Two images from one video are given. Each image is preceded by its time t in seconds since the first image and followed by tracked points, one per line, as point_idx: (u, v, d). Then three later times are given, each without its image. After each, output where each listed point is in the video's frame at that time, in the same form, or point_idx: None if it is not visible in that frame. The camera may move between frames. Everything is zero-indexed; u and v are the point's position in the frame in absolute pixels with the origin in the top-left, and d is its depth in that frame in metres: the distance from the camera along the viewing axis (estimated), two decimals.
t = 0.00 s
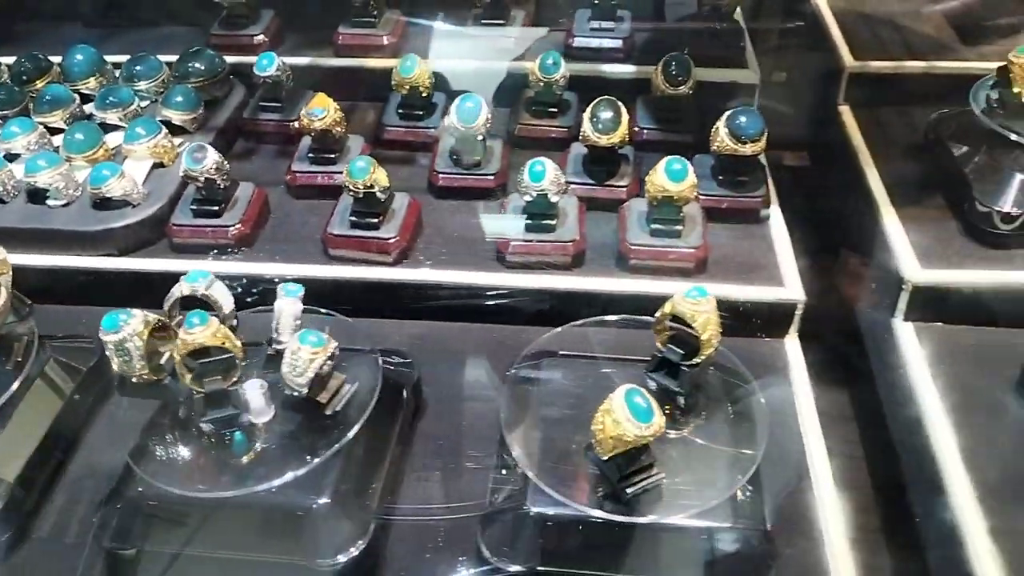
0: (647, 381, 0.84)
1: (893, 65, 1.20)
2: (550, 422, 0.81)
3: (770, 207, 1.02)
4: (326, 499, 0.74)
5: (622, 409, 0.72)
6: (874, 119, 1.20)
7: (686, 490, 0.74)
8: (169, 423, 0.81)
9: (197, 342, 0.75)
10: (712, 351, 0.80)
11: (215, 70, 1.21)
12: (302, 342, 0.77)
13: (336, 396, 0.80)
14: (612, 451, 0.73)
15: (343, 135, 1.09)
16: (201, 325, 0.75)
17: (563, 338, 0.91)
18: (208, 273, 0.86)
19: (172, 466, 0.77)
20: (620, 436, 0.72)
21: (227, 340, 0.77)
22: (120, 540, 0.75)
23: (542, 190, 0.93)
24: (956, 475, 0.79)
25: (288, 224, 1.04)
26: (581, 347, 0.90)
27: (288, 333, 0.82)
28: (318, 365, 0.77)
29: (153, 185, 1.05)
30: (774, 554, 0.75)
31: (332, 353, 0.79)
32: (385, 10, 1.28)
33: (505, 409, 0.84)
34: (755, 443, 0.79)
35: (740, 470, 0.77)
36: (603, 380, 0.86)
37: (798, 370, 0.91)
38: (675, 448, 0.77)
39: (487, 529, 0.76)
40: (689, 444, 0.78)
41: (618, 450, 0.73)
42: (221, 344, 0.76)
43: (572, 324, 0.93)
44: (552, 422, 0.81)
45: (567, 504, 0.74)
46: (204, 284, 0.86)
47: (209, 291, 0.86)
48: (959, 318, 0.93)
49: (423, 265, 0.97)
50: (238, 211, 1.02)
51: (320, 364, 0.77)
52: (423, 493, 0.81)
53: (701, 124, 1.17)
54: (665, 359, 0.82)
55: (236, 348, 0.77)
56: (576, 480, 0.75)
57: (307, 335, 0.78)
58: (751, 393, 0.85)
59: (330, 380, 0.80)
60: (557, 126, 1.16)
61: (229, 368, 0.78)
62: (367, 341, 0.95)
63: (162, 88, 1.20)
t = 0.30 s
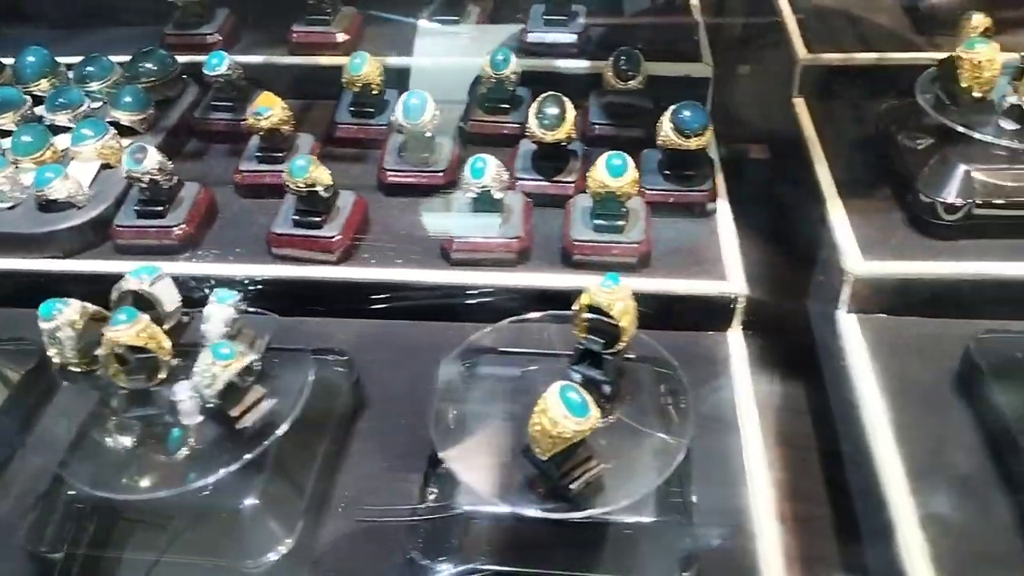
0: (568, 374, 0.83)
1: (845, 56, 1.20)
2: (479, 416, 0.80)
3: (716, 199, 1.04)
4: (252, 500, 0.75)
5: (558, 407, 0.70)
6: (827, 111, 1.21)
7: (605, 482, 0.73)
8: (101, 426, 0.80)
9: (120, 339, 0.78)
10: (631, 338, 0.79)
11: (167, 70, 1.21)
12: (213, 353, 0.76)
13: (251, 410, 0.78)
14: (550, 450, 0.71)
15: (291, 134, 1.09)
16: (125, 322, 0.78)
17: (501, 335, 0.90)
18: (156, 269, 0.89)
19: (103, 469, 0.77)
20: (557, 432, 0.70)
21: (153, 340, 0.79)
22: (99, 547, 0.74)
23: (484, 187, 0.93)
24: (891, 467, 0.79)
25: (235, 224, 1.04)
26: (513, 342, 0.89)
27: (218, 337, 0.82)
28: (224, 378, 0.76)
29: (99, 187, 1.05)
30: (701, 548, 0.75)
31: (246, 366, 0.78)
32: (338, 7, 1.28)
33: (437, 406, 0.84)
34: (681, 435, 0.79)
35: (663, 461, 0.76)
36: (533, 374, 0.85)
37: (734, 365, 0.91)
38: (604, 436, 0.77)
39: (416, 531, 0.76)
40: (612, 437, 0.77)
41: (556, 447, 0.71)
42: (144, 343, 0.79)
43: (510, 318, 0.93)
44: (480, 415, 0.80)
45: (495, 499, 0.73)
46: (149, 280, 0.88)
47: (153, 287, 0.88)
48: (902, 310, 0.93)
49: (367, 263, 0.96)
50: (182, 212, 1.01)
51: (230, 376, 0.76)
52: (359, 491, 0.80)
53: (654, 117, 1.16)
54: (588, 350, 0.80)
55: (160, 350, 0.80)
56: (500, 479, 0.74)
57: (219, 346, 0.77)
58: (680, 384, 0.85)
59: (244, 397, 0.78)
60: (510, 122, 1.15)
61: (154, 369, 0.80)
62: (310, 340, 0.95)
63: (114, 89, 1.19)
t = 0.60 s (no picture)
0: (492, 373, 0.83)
1: (794, 52, 1.20)
2: (410, 422, 0.80)
3: (661, 197, 1.03)
4: (177, 507, 0.73)
5: (495, 407, 0.71)
6: (775, 108, 1.20)
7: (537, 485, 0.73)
8: (29, 435, 0.79)
9: (41, 341, 0.76)
10: (550, 331, 0.79)
11: (109, 71, 1.19)
12: (115, 368, 0.75)
13: (156, 429, 0.76)
14: (493, 452, 0.72)
15: (232, 135, 1.07)
16: (49, 323, 0.77)
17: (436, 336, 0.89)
18: (98, 270, 0.86)
19: (25, 479, 0.75)
20: (500, 434, 0.71)
21: (76, 344, 0.78)
22: (72, 557, 0.72)
23: (422, 187, 0.92)
24: (826, 463, 0.79)
25: (174, 227, 1.03)
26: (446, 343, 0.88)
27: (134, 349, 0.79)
28: (128, 393, 0.75)
29: (36, 191, 1.04)
30: (632, 547, 0.74)
31: (149, 383, 0.76)
32: (284, 6, 1.26)
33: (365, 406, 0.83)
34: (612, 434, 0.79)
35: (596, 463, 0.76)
36: (471, 377, 0.85)
37: (672, 363, 0.91)
38: (532, 437, 0.77)
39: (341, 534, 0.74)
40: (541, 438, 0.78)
41: (499, 448, 0.72)
42: (64, 347, 0.77)
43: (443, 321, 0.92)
44: (416, 421, 0.80)
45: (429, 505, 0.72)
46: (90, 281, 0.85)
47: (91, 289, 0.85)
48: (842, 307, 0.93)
49: (304, 265, 0.95)
50: (118, 214, 1.00)
51: (129, 395, 0.75)
52: (290, 496, 0.79)
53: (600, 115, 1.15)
54: (509, 347, 0.80)
55: (82, 354, 0.78)
56: (432, 488, 0.74)
57: (121, 362, 0.76)
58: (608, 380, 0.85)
59: (153, 412, 0.76)
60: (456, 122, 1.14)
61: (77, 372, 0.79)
62: (247, 344, 0.94)
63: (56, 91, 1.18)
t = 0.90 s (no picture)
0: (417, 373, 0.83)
1: (750, 50, 1.21)
2: (344, 426, 0.80)
3: (612, 195, 1.03)
4: (104, 506, 0.72)
5: (436, 401, 0.71)
6: (733, 107, 1.20)
7: (476, 482, 0.73)
8: None
9: None
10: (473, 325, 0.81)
11: (61, 67, 1.18)
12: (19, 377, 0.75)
13: (60, 441, 0.75)
14: (441, 448, 0.73)
15: (180, 130, 1.07)
16: None
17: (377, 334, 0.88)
18: (49, 265, 0.81)
19: None
20: (448, 430, 0.71)
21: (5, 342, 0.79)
22: (43, 561, 0.71)
23: (365, 185, 0.91)
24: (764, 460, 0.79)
25: (120, 224, 1.02)
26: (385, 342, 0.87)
27: (58, 355, 0.78)
28: (31, 403, 0.75)
29: None
30: (565, 546, 0.73)
31: (55, 394, 0.75)
32: (240, 3, 1.25)
33: (302, 404, 0.82)
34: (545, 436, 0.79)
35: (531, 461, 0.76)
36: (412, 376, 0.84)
37: (618, 361, 0.91)
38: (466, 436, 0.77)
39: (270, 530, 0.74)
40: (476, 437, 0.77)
41: (447, 444, 0.72)
42: None
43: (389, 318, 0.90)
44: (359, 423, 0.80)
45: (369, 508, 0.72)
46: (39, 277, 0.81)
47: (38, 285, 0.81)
48: (789, 307, 0.93)
49: (249, 263, 0.94)
50: (63, 210, 0.98)
51: (35, 404, 0.75)
52: (224, 495, 0.78)
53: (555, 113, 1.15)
54: (435, 344, 0.81)
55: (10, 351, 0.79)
56: (367, 491, 0.74)
57: (28, 372, 0.75)
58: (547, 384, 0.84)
59: (61, 424, 0.75)
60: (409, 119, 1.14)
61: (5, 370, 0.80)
62: (190, 342, 0.93)
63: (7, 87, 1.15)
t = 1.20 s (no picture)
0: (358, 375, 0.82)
1: (717, 49, 1.21)
2: (289, 425, 0.79)
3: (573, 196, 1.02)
4: (49, 509, 0.71)
5: (390, 401, 0.69)
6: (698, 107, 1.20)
7: (422, 481, 0.72)
8: None
9: None
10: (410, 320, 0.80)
11: (22, 66, 1.17)
12: None
13: None
14: (399, 446, 0.72)
15: (140, 130, 1.07)
16: None
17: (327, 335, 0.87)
18: (12, 266, 0.81)
19: None
20: (406, 427, 0.70)
21: None
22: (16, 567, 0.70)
23: (320, 185, 0.90)
24: (717, 465, 0.79)
25: (78, 224, 1.01)
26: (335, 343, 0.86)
27: None
28: None
29: None
30: (512, 550, 0.73)
31: None
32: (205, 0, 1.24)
33: (249, 404, 0.81)
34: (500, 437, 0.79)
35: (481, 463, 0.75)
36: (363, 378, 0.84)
37: (574, 362, 0.90)
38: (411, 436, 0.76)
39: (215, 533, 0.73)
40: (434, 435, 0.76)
41: (407, 441, 0.71)
42: None
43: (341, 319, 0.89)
44: (308, 424, 0.79)
45: (338, 510, 0.70)
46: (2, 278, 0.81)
47: None
48: (747, 308, 0.93)
49: (205, 264, 0.94)
50: (19, 210, 0.98)
51: None
52: (173, 498, 0.78)
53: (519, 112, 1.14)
54: (373, 346, 0.80)
55: None
56: (320, 493, 0.72)
57: None
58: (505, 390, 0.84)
59: None
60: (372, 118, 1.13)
61: None
62: (145, 343, 0.92)
63: None
